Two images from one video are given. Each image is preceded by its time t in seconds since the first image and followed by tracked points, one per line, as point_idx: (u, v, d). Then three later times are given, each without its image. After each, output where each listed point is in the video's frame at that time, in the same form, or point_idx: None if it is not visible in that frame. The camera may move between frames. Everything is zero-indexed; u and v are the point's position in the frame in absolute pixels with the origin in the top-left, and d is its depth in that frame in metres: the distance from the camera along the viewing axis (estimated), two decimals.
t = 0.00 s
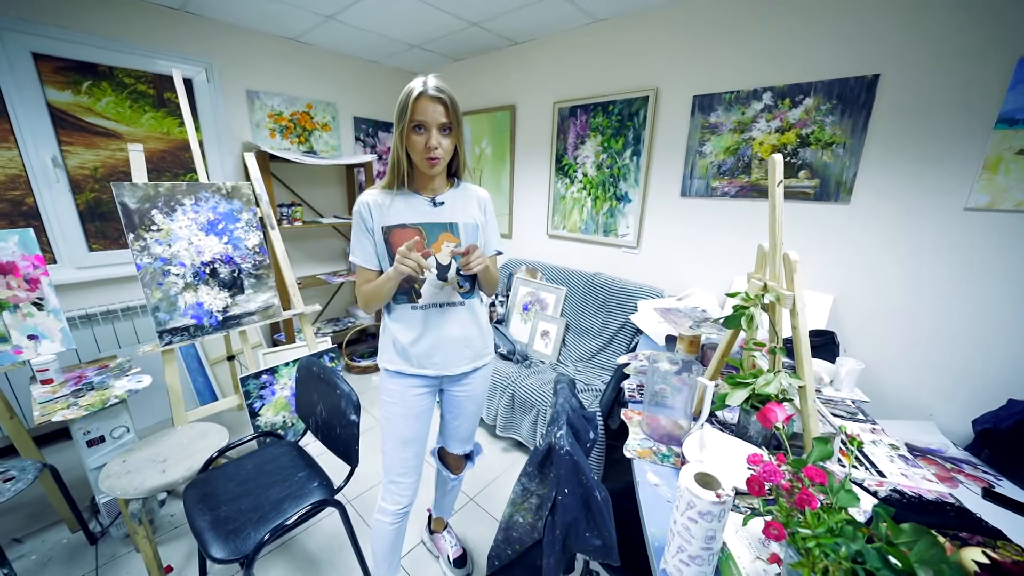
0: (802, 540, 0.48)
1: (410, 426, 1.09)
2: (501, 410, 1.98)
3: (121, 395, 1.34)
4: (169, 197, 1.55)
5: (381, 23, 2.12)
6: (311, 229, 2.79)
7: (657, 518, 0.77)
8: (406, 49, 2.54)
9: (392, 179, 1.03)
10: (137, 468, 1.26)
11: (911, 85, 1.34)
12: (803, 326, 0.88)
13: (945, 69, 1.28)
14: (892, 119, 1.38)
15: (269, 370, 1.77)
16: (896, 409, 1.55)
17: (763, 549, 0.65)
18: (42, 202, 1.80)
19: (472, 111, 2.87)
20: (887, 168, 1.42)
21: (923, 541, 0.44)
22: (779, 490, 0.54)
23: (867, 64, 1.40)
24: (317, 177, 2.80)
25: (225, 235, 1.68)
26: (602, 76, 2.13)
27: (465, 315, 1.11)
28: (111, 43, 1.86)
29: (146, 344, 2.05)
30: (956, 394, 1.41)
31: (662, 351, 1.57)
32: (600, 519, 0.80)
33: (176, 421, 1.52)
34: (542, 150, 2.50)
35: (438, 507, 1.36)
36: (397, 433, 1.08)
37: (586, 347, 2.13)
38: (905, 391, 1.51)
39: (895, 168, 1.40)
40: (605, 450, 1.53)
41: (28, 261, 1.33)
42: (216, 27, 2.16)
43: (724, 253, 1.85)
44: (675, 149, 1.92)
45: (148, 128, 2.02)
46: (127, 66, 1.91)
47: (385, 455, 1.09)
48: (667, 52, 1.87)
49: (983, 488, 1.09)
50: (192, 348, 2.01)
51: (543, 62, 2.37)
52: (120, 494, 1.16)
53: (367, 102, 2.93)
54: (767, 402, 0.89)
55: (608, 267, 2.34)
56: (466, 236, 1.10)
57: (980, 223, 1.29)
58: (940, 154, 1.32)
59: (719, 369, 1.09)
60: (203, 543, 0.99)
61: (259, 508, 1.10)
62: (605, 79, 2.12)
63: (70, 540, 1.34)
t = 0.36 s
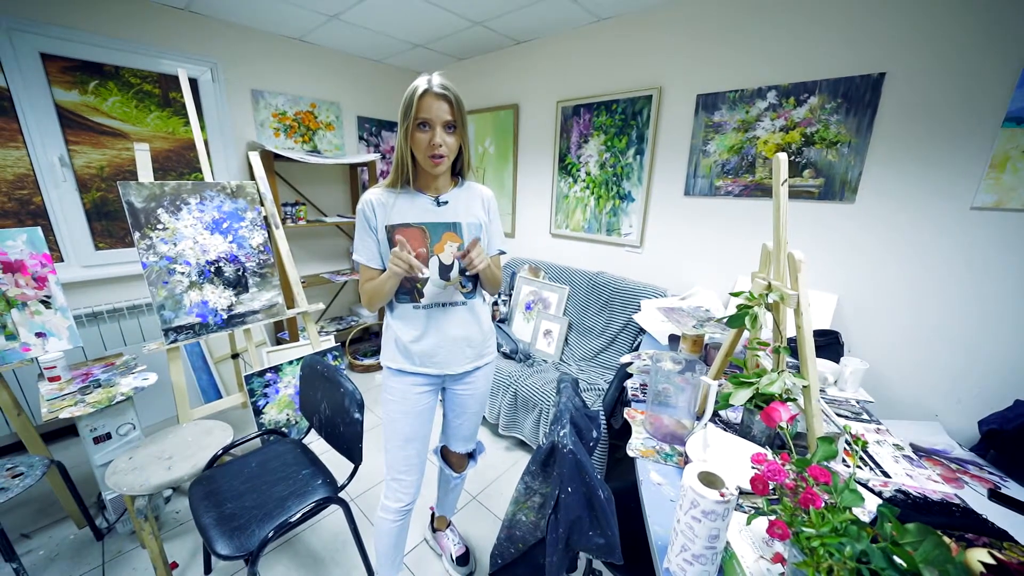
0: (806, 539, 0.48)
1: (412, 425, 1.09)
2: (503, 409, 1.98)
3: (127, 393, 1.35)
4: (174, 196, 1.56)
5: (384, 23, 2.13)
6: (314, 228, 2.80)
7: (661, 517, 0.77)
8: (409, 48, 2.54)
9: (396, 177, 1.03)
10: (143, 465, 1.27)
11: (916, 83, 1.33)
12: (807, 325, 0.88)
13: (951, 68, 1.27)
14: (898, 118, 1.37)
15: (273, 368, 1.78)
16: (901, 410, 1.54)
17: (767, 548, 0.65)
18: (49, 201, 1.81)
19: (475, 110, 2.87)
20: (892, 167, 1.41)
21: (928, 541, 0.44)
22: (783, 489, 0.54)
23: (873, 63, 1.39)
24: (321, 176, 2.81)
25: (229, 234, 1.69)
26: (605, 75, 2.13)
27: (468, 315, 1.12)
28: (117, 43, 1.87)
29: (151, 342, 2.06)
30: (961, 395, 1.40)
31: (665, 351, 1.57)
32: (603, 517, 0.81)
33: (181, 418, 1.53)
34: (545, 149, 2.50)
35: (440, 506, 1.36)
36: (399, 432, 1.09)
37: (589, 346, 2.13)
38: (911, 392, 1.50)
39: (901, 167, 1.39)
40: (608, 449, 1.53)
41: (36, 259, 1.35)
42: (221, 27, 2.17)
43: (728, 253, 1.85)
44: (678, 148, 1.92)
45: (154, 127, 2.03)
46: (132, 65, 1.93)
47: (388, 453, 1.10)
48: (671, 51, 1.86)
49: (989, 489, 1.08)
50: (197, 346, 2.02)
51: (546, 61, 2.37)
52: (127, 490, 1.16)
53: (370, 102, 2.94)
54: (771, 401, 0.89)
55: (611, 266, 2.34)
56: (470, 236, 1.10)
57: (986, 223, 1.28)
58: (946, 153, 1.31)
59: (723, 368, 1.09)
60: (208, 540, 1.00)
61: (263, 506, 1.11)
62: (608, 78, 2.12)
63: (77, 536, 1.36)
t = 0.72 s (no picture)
0: (811, 545, 0.48)
1: (411, 427, 1.08)
2: (502, 410, 1.98)
3: (120, 394, 1.34)
4: (170, 194, 1.55)
5: (383, 20, 2.11)
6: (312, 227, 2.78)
7: (663, 521, 0.77)
8: (408, 46, 2.52)
9: (395, 177, 1.02)
10: (138, 467, 1.26)
11: (916, 86, 1.33)
12: (808, 328, 0.88)
13: (951, 71, 1.28)
14: (898, 120, 1.38)
15: (270, 368, 1.76)
16: (900, 411, 1.54)
17: (769, 553, 0.65)
18: (41, 198, 1.78)
19: (474, 109, 2.86)
20: (892, 170, 1.41)
21: (933, 547, 0.45)
22: (788, 494, 0.54)
23: (873, 65, 1.40)
24: (319, 174, 2.79)
25: (226, 233, 1.67)
26: (605, 75, 2.12)
27: (468, 316, 1.11)
28: (112, 38, 1.85)
29: (146, 342, 2.04)
30: (959, 396, 1.41)
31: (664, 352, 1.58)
32: (604, 521, 0.80)
33: (176, 419, 1.51)
34: (545, 149, 2.49)
35: (439, 508, 1.36)
36: (398, 434, 1.08)
37: (588, 347, 2.13)
38: (909, 393, 1.51)
39: (900, 169, 1.40)
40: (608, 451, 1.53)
41: (28, 258, 1.33)
42: (218, 23, 2.15)
43: (728, 254, 1.85)
44: (678, 149, 1.92)
45: (149, 124, 2.01)
46: (128, 61, 1.90)
47: (386, 455, 1.09)
48: (671, 51, 1.86)
49: (986, 490, 1.09)
50: (192, 346, 2.00)
51: (547, 60, 2.37)
52: (120, 494, 1.15)
53: (369, 100, 2.92)
54: (772, 403, 0.89)
55: (611, 267, 2.34)
56: (470, 237, 1.09)
57: (984, 225, 1.29)
58: (945, 155, 1.32)
59: (723, 369, 1.08)
60: (203, 543, 0.99)
61: (259, 508, 1.10)
62: (609, 77, 2.11)
63: (69, 539, 1.34)
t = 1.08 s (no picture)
0: (824, 556, 0.47)
1: (409, 430, 1.06)
2: (501, 411, 1.96)
3: (112, 397, 1.31)
4: (163, 193, 1.52)
5: (381, 18, 2.09)
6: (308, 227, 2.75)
7: (667, 527, 0.75)
8: (406, 44, 2.50)
9: (393, 176, 1.00)
10: (130, 473, 1.23)
11: (918, 87, 1.33)
12: (813, 331, 0.87)
13: (952, 71, 1.27)
14: (900, 121, 1.37)
15: (265, 370, 1.74)
16: (900, 413, 1.54)
17: (777, 561, 0.63)
18: (31, 197, 1.75)
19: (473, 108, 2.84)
20: (894, 171, 1.41)
21: (949, 558, 0.43)
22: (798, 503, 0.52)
23: (875, 65, 1.39)
24: (316, 174, 2.76)
25: (221, 233, 1.64)
26: (605, 74, 2.11)
27: (467, 318, 1.09)
28: (103, 34, 1.81)
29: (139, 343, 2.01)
30: (959, 397, 1.40)
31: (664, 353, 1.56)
32: (607, 528, 0.78)
33: (171, 422, 1.48)
34: (544, 148, 2.48)
35: (438, 512, 1.34)
36: (396, 438, 1.06)
37: (588, 348, 2.12)
38: (909, 394, 1.51)
39: (901, 170, 1.39)
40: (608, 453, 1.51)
41: (17, 258, 1.30)
42: (212, 19, 2.12)
43: (728, 254, 1.84)
44: (678, 149, 1.91)
45: (142, 122, 1.98)
46: (120, 58, 1.87)
47: (384, 459, 1.07)
48: (672, 50, 1.85)
49: (988, 492, 1.08)
50: (186, 347, 1.97)
51: (546, 59, 2.35)
52: (112, 500, 1.13)
53: (366, 98, 2.89)
54: (776, 407, 0.89)
55: (611, 267, 2.33)
56: (469, 238, 1.08)
57: (986, 227, 1.28)
58: (947, 156, 1.31)
59: (726, 372, 1.06)
60: (197, 551, 0.96)
61: (255, 515, 1.08)
62: (609, 77, 2.10)
63: (60, 545, 1.31)
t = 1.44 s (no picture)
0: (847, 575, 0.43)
1: (408, 437, 1.04)
2: (501, 414, 1.94)
3: (101, 404, 1.27)
4: (154, 194, 1.48)
5: (376, 15, 2.05)
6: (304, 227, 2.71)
7: (675, 537, 0.73)
8: (403, 42, 2.47)
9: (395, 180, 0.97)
10: (119, 482, 1.20)
11: (921, 86, 1.32)
12: (822, 333, 0.85)
13: (954, 70, 1.26)
14: (902, 120, 1.36)
15: (260, 374, 1.70)
16: (902, 414, 1.53)
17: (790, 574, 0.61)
18: (17, 198, 1.70)
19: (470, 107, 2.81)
20: (896, 171, 1.40)
21: None
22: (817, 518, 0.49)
23: (877, 64, 1.38)
24: (311, 174, 2.72)
25: (214, 234, 1.61)
26: (604, 73, 2.09)
27: (468, 322, 1.06)
28: (92, 31, 1.77)
29: (131, 347, 1.96)
30: (962, 399, 1.39)
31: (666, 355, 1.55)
32: (614, 539, 0.76)
33: (162, 429, 1.45)
34: (543, 148, 2.45)
35: (438, 518, 1.31)
36: (394, 445, 1.03)
37: (588, 349, 2.10)
38: (911, 395, 1.50)
39: (903, 169, 1.38)
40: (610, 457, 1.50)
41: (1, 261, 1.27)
42: (205, 16, 2.08)
43: (729, 255, 1.83)
44: (678, 149, 1.89)
45: (133, 121, 1.93)
46: (109, 55, 1.82)
47: (382, 466, 1.05)
48: (672, 49, 1.83)
49: (993, 495, 1.07)
50: (179, 350, 1.93)
51: (545, 58, 2.32)
52: (100, 511, 1.10)
53: (363, 97, 2.86)
54: (783, 412, 0.87)
55: (610, 268, 2.31)
56: (466, 236, 1.05)
57: (989, 228, 1.27)
58: (949, 156, 1.30)
59: (731, 375, 1.05)
60: (189, 564, 0.93)
61: (249, 526, 1.05)
62: (608, 75, 2.08)
63: (48, 556, 1.27)
